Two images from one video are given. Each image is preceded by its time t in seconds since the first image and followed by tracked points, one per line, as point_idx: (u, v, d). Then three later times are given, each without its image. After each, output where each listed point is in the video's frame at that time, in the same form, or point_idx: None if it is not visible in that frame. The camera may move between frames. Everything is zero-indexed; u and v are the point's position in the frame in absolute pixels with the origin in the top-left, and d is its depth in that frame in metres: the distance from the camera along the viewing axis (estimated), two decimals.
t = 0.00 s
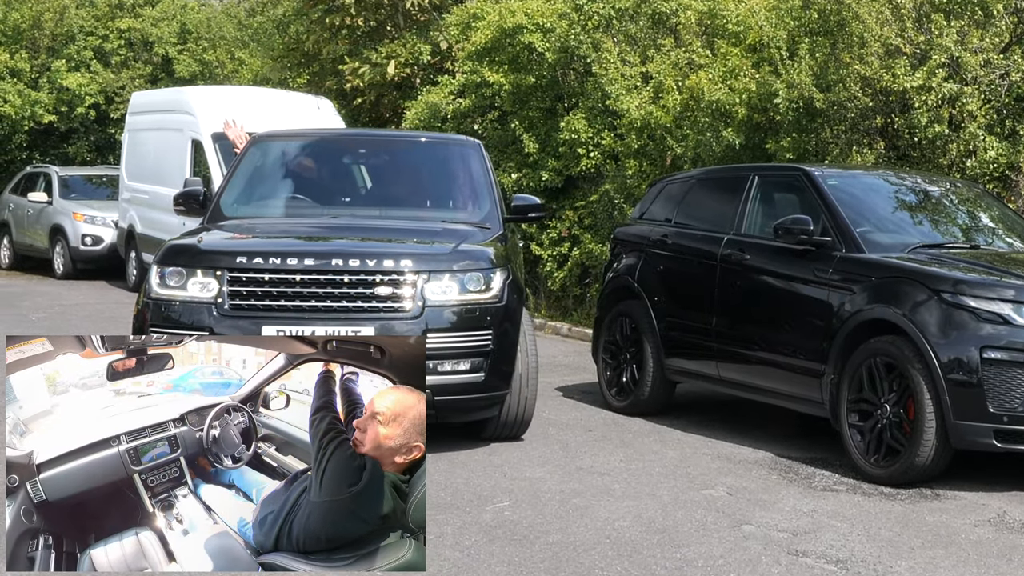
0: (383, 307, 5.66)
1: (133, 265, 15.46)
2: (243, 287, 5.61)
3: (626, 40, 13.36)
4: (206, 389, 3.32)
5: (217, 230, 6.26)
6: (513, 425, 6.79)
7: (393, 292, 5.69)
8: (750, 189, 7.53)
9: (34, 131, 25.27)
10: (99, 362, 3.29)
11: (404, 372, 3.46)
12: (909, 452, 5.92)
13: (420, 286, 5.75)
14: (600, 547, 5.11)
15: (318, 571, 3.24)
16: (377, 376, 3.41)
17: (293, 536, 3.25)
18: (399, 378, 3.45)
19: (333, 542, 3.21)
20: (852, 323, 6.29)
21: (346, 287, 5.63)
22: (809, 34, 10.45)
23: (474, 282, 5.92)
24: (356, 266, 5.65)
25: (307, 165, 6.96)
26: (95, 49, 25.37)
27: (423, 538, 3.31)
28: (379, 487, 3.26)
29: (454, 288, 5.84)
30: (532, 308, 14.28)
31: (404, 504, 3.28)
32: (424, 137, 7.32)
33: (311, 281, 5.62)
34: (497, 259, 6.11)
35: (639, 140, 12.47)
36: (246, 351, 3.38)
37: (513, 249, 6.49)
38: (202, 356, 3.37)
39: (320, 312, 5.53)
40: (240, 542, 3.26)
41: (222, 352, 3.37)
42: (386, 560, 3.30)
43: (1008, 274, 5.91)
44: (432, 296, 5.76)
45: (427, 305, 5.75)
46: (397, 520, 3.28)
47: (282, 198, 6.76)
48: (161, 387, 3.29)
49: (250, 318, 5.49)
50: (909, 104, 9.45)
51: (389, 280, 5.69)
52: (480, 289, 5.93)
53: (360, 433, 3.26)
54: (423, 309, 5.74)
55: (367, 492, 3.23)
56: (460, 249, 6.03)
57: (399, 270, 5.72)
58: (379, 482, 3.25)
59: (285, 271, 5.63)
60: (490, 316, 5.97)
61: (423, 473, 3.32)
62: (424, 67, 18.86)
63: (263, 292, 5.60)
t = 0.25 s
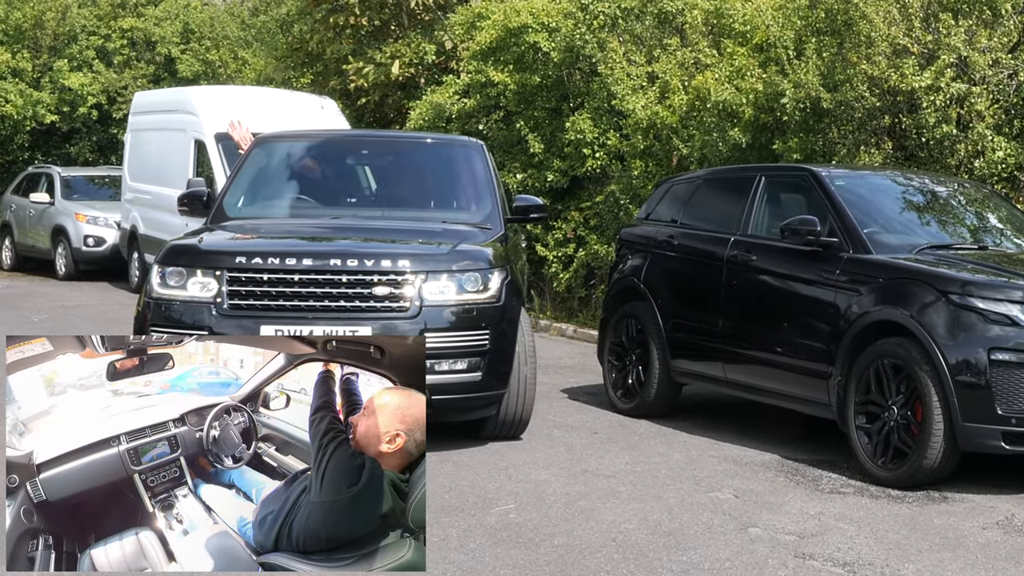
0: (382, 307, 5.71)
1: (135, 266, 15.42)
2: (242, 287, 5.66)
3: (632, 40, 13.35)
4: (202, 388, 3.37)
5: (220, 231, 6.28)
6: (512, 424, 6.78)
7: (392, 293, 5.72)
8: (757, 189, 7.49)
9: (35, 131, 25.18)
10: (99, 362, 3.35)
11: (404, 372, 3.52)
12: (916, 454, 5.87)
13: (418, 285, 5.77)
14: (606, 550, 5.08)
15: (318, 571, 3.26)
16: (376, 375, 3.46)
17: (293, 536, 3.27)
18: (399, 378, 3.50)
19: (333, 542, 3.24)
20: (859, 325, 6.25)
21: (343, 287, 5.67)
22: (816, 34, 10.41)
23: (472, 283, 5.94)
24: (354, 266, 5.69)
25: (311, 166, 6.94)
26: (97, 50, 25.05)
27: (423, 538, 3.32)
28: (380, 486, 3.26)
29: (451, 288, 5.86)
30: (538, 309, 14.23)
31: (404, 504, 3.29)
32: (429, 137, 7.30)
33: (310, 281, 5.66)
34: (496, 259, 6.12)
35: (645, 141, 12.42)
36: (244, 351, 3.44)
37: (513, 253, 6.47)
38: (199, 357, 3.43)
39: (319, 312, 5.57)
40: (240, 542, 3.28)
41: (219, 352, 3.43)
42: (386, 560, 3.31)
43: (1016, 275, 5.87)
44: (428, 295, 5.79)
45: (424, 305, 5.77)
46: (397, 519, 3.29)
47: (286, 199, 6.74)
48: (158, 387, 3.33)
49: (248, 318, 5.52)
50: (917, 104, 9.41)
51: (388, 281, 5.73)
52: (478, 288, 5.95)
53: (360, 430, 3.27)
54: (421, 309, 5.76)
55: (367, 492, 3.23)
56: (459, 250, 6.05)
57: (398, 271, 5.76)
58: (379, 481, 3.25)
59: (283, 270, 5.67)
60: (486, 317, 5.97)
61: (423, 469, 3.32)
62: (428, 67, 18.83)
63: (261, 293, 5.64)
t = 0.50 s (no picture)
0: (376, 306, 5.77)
1: (138, 266, 15.38)
2: (241, 286, 5.76)
3: (638, 39, 13.34)
4: (197, 388, 3.38)
5: (224, 231, 6.30)
6: (510, 424, 6.80)
7: (391, 292, 5.79)
8: (763, 189, 7.46)
9: (37, 130, 25.10)
10: (99, 362, 3.36)
11: (403, 372, 3.54)
12: (924, 456, 5.82)
13: (416, 285, 5.84)
14: (611, 553, 5.05)
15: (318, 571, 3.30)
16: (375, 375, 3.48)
17: (293, 536, 3.31)
18: (398, 377, 3.51)
19: (333, 541, 3.29)
20: (867, 326, 6.20)
21: (343, 287, 5.75)
22: (823, 33, 10.36)
23: (469, 282, 5.98)
24: (353, 266, 5.76)
25: (315, 167, 6.92)
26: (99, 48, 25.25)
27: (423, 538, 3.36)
28: (379, 485, 3.31)
29: (448, 287, 5.91)
30: (543, 311, 14.17)
31: (404, 502, 3.33)
32: (434, 138, 7.26)
33: (309, 281, 5.74)
34: (495, 258, 6.17)
35: (651, 141, 12.38)
36: (241, 351, 3.44)
37: (511, 251, 6.47)
38: (196, 357, 3.43)
39: (316, 312, 5.66)
40: (240, 541, 3.33)
41: (217, 352, 3.44)
42: (385, 561, 3.36)
43: None
44: (427, 294, 5.85)
45: (422, 304, 5.83)
46: (396, 519, 3.34)
47: (290, 200, 6.72)
48: (154, 388, 3.35)
49: (249, 318, 5.62)
50: (924, 104, 9.37)
51: (386, 280, 5.80)
52: (476, 288, 5.99)
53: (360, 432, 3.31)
54: (418, 308, 5.82)
55: (367, 491, 3.29)
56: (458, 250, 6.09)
57: (397, 271, 5.82)
58: (379, 480, 3.30)
59: (282, 269, 5.76)
60: (484, 317, 6.01)
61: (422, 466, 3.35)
62: (433, 67, 18.79)
63: (261, 292, 5.74)
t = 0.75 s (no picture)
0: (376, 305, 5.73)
1: (141, 267, 15.36)
2: (241, 285, 5.76)
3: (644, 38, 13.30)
4: (194, 388, 3.35)
5: (230, 231, 6.29)
6: (507, 422, 6.79)
7: (388, 291, 5.76)
8: (770, 190, 7.41)
9: (40, 130, 25.08)
10: (98, 362, 3.34)
11: (405, 373, 3.45)
12: (932, 459, 5.79)
13: (414, 285, 5.81)
14: (617, 556, 5.00)
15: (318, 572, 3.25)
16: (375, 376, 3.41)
17: (293, 536, 3.28)
18: (399, 378, 3.44)
19: (333, 542, 3.24)
20: (875, 328, 6.15)
21: (340, 286, 5.72)
22: (830, 32, 10.32)
23: (467, 282, 5.96)
24: (349, 266, 5.73)
25: (320, 168, 6.89)
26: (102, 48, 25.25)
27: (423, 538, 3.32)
28: (380, 484, 3.29)
29: (446, 286, 5.89)
30: (548, 312, 14.14)
31: (404, 502, 3.30)
32: (440, 140, 7.24)
33: (307, 281, 5.72)
34: (494, 258, 6.16)
35: (657, 141, 12.33)
36: (238, 351, 3.40)
37: (512, 250, 6.45)
38: (193, 357, 3.39)
39: (314, 311, 5.65)
40: (240, 541, 3.30)
41: (214, 352, 3.40)
42: (382, 562, 3.31)
43: None
44: (423, 294, 5.82)
45: (420, 304, 5.80)
46: (396, 519, 3.31)
47: (294, 201, 6.69)
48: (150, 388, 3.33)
49: (252, 318, 5.61)
50: (932, 104, 9.33)
51: (384, 279, 5.76)
52: (475, 287, 5.98)
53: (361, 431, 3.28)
54: (416, 307, 5.79)
55: (367, 491, 3.26)
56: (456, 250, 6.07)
57: (395, 271, 5.79)
58: (379, 479, 3.28)
59: (281, 269, 5.75)
60: (484, 317, 6.00)
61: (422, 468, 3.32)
62: (437, 67, 18.76)
63: (260, 291, 5.74)
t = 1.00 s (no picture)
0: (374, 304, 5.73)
1: (143, 267, 15.34)
2: (241, 284, 5.75)
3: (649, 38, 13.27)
4: (191, 388, 3.33)
5: (234, 231, 6.27)
6: (506, 421, 6.72)
7: (386, 290, 5.74)
8: (777, 190, 7.37)
9: (41, 130, 25.08)
10: (98, 362, 3.32)
11: (405, 374, 3.43)
12: (939, 461, 5.74)
13: (411, 285, 5.78)
14: (622, 559, 4.97)
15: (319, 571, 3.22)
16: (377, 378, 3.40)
17: (293, 536, 3.25)
18: (400, 378, 3.42)
19: (332, 541, 3.23)
20: (882, 329, 6.12)
21: (338, 284, 5.72)
22: (837, 32, 10.29)
23: (465, 282, 5.92)
24: (348, 265, 5.72)
25: (325, 169, 6.86)
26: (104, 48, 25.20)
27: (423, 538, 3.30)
28: (379, 485, 3.26)
29: (443, 285, 5.86)
30: (553, 314, 14.10)
31: (404, 503, 3.27)
32: (445, 141, 7.21)
33: (306, 279, 5.73)
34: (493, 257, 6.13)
35: (663, 141, 12.29)
36: (236, 351, 3.39)
37: (512, 250, 6.44)
38: (191, 357, 3.38)
39: (313, 310, 5.65)
40: (240, 541, 3.27)
41: (212, 353, 3.39)
42: (382, 562, 3.30)
43: None
44: (420, 293, 5.78)
45: (418, 302, 5.77)
46: (395, 519, 3.28)
47: (299, 202, 6.66)
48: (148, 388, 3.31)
49: (251, 318, 5.60)
50: (939, 103, 9.28)
51: (382, 279, 5.75)
52: (473, 286, 5.94)
53: (358, 431, 3.26)
54: (413, 306, 5.76)
55: (365, 491, 3.24)
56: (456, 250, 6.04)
57: (392, 270, 5.77)
58: (377, 480, 3.26)
59: (281, 269, 5.75)
60: (484, 317, 5.97)
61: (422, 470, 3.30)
62: (441, 66, 18.73)
63: (260, 290, 5.73)
